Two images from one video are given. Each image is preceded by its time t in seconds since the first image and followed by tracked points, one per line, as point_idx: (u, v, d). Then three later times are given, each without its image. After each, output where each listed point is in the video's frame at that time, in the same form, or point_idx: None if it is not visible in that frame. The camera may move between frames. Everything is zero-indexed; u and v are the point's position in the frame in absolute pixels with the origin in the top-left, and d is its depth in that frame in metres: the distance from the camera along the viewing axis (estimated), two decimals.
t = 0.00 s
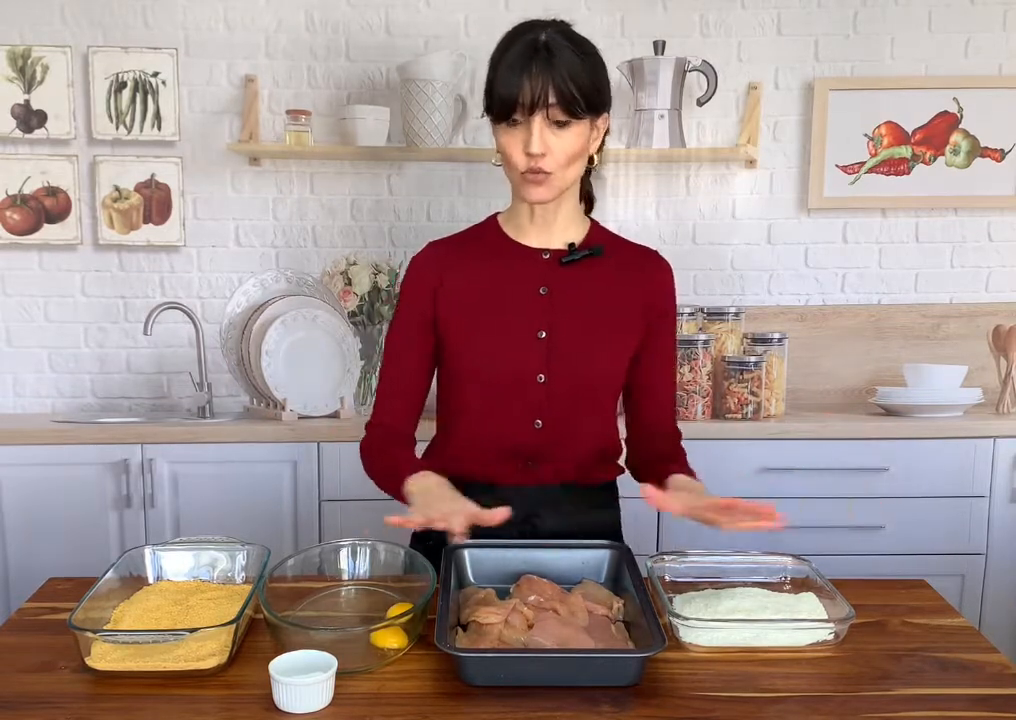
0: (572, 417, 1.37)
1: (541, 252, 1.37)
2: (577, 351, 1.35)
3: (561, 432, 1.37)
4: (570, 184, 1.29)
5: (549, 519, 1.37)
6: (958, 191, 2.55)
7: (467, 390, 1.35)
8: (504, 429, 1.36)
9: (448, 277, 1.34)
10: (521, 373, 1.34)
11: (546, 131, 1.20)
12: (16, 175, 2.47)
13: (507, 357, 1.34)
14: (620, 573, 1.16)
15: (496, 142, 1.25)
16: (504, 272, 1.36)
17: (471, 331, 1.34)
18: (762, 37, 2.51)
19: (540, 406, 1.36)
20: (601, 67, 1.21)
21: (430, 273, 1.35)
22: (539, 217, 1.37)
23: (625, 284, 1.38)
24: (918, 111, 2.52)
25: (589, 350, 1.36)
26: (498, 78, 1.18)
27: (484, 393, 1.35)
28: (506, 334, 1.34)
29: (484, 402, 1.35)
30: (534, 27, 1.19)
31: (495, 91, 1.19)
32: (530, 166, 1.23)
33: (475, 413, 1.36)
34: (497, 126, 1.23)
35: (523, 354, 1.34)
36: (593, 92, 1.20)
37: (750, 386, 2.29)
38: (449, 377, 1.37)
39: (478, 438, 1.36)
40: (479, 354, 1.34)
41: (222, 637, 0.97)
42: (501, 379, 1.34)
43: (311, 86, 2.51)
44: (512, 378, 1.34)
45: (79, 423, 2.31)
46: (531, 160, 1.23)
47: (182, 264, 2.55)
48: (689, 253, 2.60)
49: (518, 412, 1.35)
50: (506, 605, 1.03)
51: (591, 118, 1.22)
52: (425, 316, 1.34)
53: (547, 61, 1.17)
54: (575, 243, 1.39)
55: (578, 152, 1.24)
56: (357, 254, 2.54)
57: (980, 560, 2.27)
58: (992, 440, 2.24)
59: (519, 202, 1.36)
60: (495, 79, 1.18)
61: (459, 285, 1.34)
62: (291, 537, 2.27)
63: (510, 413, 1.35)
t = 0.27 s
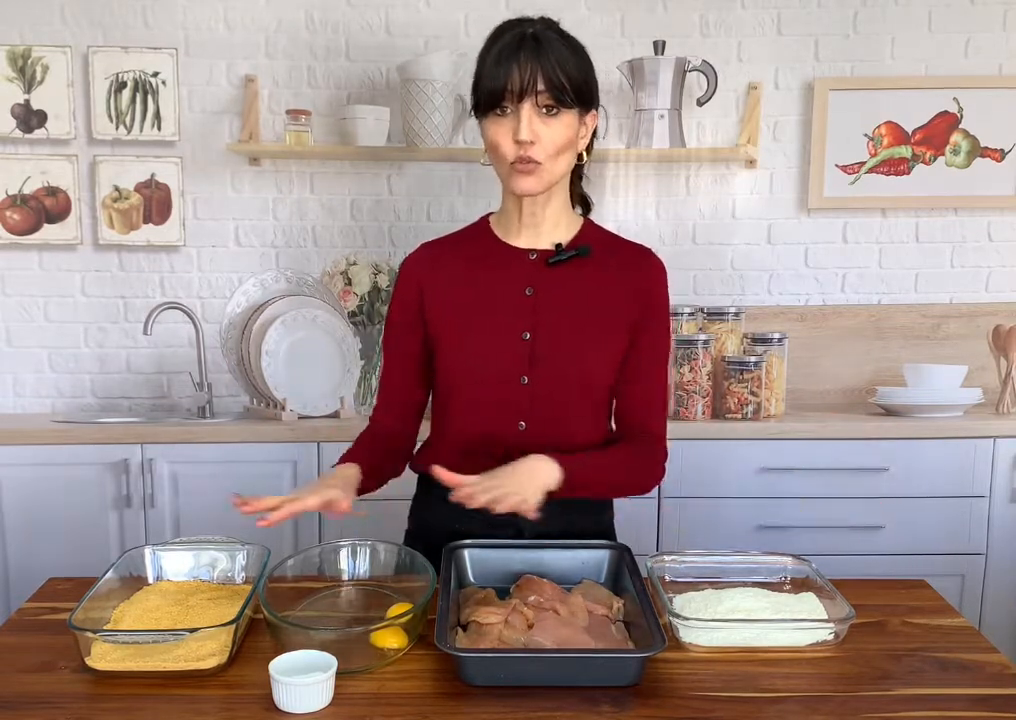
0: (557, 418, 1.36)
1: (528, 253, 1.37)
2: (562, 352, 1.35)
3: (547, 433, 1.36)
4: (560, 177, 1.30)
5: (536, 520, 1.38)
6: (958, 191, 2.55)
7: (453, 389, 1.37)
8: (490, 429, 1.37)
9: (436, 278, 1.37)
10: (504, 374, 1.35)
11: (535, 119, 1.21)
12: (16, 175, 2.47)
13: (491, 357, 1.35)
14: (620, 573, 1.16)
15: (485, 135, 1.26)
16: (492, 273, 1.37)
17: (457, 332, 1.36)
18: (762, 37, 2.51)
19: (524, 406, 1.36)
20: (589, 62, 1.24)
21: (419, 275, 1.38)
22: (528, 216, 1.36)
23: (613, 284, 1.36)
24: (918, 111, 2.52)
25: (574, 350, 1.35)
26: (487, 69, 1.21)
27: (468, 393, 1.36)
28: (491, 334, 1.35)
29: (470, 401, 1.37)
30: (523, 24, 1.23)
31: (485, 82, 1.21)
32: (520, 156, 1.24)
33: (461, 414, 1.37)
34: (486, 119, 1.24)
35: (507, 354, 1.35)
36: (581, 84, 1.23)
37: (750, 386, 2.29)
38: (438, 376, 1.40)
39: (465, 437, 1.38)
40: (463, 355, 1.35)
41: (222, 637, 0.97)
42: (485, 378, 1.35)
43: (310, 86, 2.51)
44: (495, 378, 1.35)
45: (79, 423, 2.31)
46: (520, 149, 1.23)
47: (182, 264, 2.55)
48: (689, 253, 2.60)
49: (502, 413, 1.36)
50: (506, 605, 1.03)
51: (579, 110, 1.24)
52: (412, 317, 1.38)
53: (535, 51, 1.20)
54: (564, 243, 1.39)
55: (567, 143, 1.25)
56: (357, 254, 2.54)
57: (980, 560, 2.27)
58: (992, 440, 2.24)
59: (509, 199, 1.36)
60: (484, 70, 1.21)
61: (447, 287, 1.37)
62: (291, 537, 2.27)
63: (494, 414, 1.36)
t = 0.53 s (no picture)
0: (543, 418, 1.36)
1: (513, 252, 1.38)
2: (546, 350, 1.34)
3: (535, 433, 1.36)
4: (534, 185, 1.29)
5: (527, 523, 1.37)
6: (958, 191, 2.55)
7: (442, 391, 1.38)
8: (478, 429, 1.37)
9: (423, 283, 1.40)
10: (489, 375, 1.35)
11: (499, 135, 1.20)
12: (16, 175, 2.47)
13: (476, 358, 1.36)
14: (620, 572, 1.16)
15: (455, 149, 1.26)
16: (477, 275, 1.38)
17: (445, 334, 1.37)
18: (762, 37, 2.51)
19: (510, 406, 1.36)
20: (553, 63, 1.20)
21: (408, 280, 1.41)
22: (510, 218, 1.37)
23: (598, 281, 1.35)
24: (918, 111, 2.52)
25: (559, 348, 1.34)
26: (449, 86, 1.19)
27: (455, 394, 1.37)
28: (476, 334, 1.36)
29: (458, 403, 1.37)
30: (482, 29, 1.19)
31: (449, 99, 1.19)
32: (488, 172, 1.23)
33: (451, 416, 1.38)
34: (455, 134, 1.23)
35: (492, 354, 1.35)
36: (546, 89, 1.20)
37: (750, 386, 2.29)
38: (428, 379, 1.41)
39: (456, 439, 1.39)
40: (449, 358, 1.36)
41: (222, 637, 0.97)
42: (470, 379, 1.36)
43: (310, 87, 2.51)
44: (481, 378, 1.35)
45: (79, 423, 2.31)
46: (488, 165, 1.22)
47: (182, 264, 2.55)
48: (689, 253, 2.60)
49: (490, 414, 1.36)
50: (506, 605, 1.03)
51: (546, 116, 1.22)
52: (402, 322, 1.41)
53: (495, 64, 1.16)
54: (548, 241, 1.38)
55: (536, 153, 1.23)
56: (357, 254, 2.54)
57: (980, 560, 2.28)
58: (992, 440, 2.24)
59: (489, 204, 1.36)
60: (447, 86, 1.19)
61: (434, 291, 1.39)
62: (291, 537, 2.27)
63: (481, 415, 1.37)
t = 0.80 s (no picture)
0: (535, 415, 1.35)
1: (501, 249, 1.38)
2: (535, 348, 1.34)
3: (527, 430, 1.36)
4: (515, 187, 1.28)
5: (526, 522, 1.37)
6: (958, 191, 2.55)
7: (434, 391, 1.38)
8: (471, 428, 1.37)
9: (414, 284, 1.40)
10: (479, 374, 1.35)
11: (475, 136, 1.19)
12: (16, 175, 2.47)
13: (466, 357, 1.36)
14: (620, 572, 1.16)
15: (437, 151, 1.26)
16: (465, 274, 1.38)
17: (435, 334, 1.38)
18: (762, 37, 2.51)
19: (500, 404, 1.35)
20: (532, 64, 1.20)
21: (400, 282, 1.42)
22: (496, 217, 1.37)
23: (587, 275, 1.34)
24: (918, 111, 2.52)
25: (548, 344, 1.33)
26: (429, 86, 1.20)
27: (447, 393, 1.37)
28: (466, 334, 1.36)
29: (450, 402, 1.38)
30: (463, 31, 1.20)
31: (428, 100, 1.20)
32: (466, 173, 1.23)
33: (444, 415, 1.39)
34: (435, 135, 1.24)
35: (482, 353, 1.35)
36: (523, 89, 1.19)
37: (750, 386, 2.29)
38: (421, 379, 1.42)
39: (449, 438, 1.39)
40: (440, 358, 1.37)
41: (222, 637, 0.97)
42: (461, 379, 1.36)
43: (310, 87, 2.51)
44: (471, 377, 1.35)
45: (79, 423, 2.31)
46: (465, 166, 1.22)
47: (182, 264, 2.55)
48: (689, 253, 2.60)
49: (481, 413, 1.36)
50: (506, 605, 1.03)
51: (524, 116, 1.21)
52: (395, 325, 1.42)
53: (471, 64, 1.17)
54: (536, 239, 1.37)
55: (513, 153, 1.23)
56: (357, 254, 2.54)
57: (980, 560, 2.28)
58: (992, 440, 2.24)
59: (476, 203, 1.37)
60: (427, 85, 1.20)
61: (425, 291, 1.39)
62: (291, 537, 2.27)
63: (473, 414, 1.37)
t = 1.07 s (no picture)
0: (541, 413, 1.37)
1: (505, 249, 1.38)
2: (543, 346, 1.34)
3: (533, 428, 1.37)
4: (535, 186, 1.29)
5: (527, 522, 1.37)
6: (958, 191, 2.55)
7: (437, 390, 1.38)
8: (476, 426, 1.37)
9: (413, 282, 1.39)
10: (485, 373, 1.35)
11: (506, 138, 1.19)
12: (16, 175, 2.47)
13: (471, 355, 1.35)
14: (620, 573, 1.16)
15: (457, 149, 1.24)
16: (468, 273, 1.37)
17: (438, 333, 1.36)
18: (762, 37, 2.51)
19: (507, 403, 1.36)
20: (557, 66, 1.20)
21: (396, 279, 1.40)
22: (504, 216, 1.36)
23: (591, 275, 1.36)
24: (918, 111, 2.52)
25: (554, 343, 1.34)
26: (455, 86, 1.17)
27: (452, 393, 1.37)
28: (471, 332, 1.35)
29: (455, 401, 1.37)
30: (486, 29, 1.17)
31: (454, 100, 1.17)
32: (493, 174, 1.23)
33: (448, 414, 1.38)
34: (457, 135, 1.22)
35: (488, 352, 1.35)
36: (552, 92, 1.19)
37: (750, 386, 2.29)
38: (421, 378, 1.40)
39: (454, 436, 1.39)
40: (444, 357, 1.36)
41: (222, 637, 0.97)
42: (467, 377, 1.36)
43: (310, 87, 2.51)
44: (477, 376, 1.35)
45: (79, 423, 2.31)
46: (494, 167, 1.22)
47: (182, 264, 2.55)
48: (689, 253, 2.60)
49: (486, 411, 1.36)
50: (506, 605, 1.03)
51: (551, 118, 1.21)
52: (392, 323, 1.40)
53: (502, 66, 1.15)
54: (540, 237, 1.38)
55: (540, 155, 1.23)
56: (357, 254, 2.54)
57: (980, 560, 2.28)
58: (992, 440, 2.24)
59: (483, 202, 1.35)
60: (452, 85, 1.17)
61: (426, 290, 1.38)
62: (291, 537, 2.27)
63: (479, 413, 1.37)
